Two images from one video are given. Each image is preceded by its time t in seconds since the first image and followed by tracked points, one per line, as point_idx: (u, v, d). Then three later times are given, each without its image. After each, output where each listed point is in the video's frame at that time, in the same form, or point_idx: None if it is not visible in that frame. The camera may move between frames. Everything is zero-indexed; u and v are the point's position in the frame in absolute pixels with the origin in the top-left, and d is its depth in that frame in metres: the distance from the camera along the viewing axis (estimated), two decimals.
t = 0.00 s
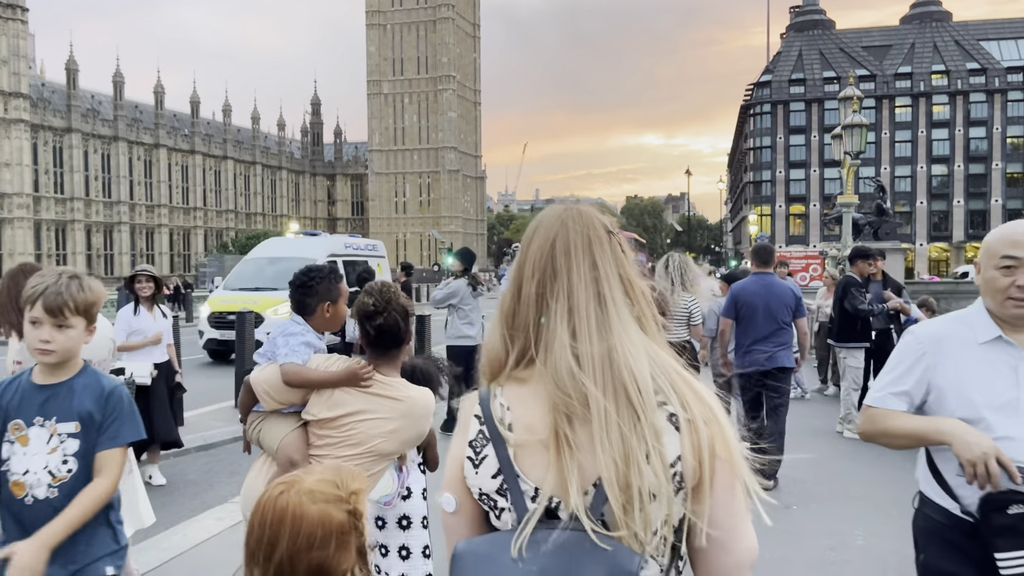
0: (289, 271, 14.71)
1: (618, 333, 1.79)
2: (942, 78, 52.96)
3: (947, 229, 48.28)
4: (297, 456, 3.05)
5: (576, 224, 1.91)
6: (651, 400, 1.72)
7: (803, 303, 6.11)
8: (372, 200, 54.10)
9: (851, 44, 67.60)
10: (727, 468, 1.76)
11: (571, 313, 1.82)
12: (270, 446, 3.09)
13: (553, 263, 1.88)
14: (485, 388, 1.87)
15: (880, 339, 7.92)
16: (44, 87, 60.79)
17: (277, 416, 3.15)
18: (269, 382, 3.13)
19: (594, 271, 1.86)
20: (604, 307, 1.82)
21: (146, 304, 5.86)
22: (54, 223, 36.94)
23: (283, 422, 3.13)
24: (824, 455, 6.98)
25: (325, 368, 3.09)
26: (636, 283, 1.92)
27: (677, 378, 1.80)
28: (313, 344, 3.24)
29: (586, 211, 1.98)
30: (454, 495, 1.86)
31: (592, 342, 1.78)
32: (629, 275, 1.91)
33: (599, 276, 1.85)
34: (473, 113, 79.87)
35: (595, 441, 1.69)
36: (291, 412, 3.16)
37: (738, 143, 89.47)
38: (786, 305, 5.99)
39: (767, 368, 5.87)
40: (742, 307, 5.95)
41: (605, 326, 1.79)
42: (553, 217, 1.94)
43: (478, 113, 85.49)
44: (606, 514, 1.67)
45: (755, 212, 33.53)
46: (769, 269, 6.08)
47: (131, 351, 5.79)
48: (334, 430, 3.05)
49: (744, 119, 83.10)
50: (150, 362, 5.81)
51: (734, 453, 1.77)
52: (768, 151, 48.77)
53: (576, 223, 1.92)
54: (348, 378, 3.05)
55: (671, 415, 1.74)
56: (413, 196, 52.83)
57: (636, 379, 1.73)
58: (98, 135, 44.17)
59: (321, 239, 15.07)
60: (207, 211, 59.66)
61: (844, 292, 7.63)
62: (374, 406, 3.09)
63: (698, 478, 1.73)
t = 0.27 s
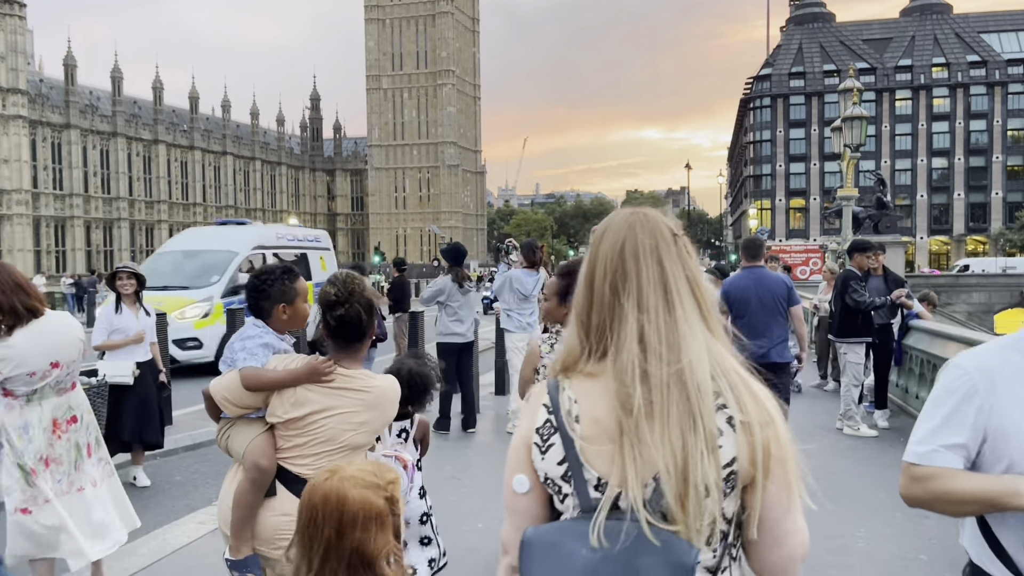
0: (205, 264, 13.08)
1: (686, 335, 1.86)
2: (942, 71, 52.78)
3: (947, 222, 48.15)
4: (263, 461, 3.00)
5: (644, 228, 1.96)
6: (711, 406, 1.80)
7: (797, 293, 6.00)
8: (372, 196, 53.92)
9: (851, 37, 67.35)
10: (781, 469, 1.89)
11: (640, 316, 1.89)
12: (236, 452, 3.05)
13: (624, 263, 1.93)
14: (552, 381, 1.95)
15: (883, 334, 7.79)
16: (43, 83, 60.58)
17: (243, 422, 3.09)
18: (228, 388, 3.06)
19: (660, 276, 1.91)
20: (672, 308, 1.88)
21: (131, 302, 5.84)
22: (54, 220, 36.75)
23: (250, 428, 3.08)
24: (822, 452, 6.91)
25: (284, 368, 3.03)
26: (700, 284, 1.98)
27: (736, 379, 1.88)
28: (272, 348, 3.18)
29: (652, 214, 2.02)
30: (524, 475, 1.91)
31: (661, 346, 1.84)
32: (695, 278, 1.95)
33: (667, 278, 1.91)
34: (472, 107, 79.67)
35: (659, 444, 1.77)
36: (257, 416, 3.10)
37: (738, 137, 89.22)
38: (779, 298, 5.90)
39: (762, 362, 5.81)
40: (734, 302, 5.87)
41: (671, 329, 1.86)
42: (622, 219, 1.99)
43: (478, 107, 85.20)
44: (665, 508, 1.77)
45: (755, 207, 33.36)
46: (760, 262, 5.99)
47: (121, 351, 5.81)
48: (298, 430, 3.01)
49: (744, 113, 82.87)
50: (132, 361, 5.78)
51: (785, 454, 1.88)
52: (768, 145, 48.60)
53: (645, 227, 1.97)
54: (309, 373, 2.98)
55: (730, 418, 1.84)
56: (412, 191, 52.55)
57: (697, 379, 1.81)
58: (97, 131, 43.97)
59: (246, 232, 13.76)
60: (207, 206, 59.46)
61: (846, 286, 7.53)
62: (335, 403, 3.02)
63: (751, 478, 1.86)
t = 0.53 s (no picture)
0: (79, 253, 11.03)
1: (739, 305, 1.80)
2: (940, 60, 52.53)
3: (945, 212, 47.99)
4: (222, 463, 2.90)
5: (698, 201, 1.90)
6: (765, 374, 1.73)
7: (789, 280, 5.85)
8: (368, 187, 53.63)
9: (849, 26, 67.00)
10: (830, 446, 1.79)
11: (695, 287, 1.83)
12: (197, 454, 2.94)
13: (677, 236, 1.88)
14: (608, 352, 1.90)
15: (882, 324, 7.62)
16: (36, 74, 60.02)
17: (205, 423, 2.99)
18: (184, 392, 2.98)
19: (717, 249, 1.85)
20: (726, 280, 1.82)
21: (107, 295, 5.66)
22: (48, 212, 36.39)
23: (212, 428, 2.99)
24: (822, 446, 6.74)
25: (235, 363, 2.92)
26: (752, 259, 1.91)
27: (789, 349, 1.80)
28: (222, 347, 3.08)
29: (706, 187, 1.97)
30: (575, 445, 1.88)
31: (713, 314, 1.78)
32: (749, 252, 1.89)
33: (722, 250, 1.85)
34: (469, 98, 79.30)
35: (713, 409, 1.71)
36: (217, 415, 3.00)
37: (736, 127, 88.91)
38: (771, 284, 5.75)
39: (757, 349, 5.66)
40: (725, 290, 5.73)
41: (724, 300, 1.80)
42: (677, 193, 1.93)
43: (474, 98, 84.82)
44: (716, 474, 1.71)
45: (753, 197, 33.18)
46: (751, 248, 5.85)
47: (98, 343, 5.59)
48: (255, 425, 2.92)
49: (742, 103, 82.56)
50: (110, 354, 5.57)
51: (836, 425, 1.79)
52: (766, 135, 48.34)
53: (698, 201, 1.90)
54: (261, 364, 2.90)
55: (780, 388, 1.77)
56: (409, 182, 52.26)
57: (752, 348, 1.75)
58: (91, 123, 43.56)
59: (131, 214, 11.66)
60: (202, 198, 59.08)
61: (844, 276, 7.36)
62: (288, 391, 2.93)
63: (800, 449, 1.77)
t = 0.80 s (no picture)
0: None
1: (774, 306, 1.79)
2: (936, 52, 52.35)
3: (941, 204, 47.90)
4: (196, 458, 2.72)
5: (734, 209, 1.90)
6: (801, 373, 1.73)
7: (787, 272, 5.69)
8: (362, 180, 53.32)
9: (845, 17, 66.72)
10: (868, 440, 1.76)
11: (733, 291, 1.83)
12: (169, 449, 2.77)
13: (715, 242, 1.88)
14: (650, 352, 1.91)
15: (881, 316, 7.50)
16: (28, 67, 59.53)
17: (179, 416, 2.81)
18: (160, 383, 2.79)
19: (753, 252, 1.85)
20: (764, 282, 1.82)
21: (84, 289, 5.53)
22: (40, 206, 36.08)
23: (186, 421, 2.81)
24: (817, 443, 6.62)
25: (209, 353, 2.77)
26: (791, 261, 1.90)
27: (824, 347, 1.79)
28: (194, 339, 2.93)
29: (741, 194, 1.97)
30: (623, 440, 1.88)
31: (748, 319, 1.78)
32: (787, 253, 1.89)
33: (758, 252, 1.85)
34: (463, 91, 78.95)
35: (753, 406, 1.72)
36: (194, 408, 2.82)
37: (731, 120, 88.73)
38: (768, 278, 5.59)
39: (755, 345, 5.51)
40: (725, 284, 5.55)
41: (759, 303, 1.80)
42: (713, 199, 1.93)
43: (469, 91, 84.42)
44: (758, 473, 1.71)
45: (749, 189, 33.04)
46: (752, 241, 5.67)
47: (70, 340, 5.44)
48: (231, 417, 2.73)
49: (737, 95, 82.31)
50: (86, 350, 5.42)
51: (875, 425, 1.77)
52: (762, 127, 48.16)
53: (735, 209, 1.90)
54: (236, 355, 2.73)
55: (817, 385, 1.75)
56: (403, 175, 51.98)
57: (788, 346, 1.75)
58: (83, 116, 43.16)
59: None
60: (196, 192, 58.72)
61: (840, 269, 7.22)
62: (263, 384, 2.74)
63: (838, 444, 1.76)
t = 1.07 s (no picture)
0: None
1: (823, 289, 1.88)
2: (931, 44, 52.28)
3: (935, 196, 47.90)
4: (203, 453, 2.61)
5: (786, 195, 1.98)
6: (844, 355, 1.82)
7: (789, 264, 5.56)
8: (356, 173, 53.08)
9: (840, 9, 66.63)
10: (910, 415, 1.85)
11: (782, 273, 1.91)
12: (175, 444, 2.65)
13: (766, 227, 1.96)
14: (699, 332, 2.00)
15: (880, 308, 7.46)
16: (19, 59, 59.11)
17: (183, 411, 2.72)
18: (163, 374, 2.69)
19: (803, 237, 1.94)
20: (811, 267, 1.91)
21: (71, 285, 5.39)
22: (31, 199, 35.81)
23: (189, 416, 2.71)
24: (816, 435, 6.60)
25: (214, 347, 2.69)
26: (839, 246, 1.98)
27: (868, 328, 1.88)
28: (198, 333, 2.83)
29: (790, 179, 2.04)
30: (668, 414, 2.01)
31: (795, 300, 1.87)
32: (832, 238, 1.97)
33: (806, 238, 1.94)
34: (458, 83, 78.65)
35: (795, 383, 1.80)
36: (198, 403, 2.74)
37: (727, 111, 88.55)
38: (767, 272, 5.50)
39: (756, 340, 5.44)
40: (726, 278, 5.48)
41: (807, 286, 1.88)
42: (763, 186, 2.01)
43: (463, 83, 84.09)
44: (803, 446, 1.80)
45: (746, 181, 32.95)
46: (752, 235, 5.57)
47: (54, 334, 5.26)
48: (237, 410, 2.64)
49: (733, 87, 82.14)
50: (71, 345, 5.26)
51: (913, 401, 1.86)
52: (757, 119, 48.05)
53: (786, 195, 1.98)
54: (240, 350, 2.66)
55: (859, 365, 1.84)
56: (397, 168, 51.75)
57: (835, 328, 1.83)
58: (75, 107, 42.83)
59: None
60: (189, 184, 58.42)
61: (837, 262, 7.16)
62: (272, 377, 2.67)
63: (878, 418, 1.84)
